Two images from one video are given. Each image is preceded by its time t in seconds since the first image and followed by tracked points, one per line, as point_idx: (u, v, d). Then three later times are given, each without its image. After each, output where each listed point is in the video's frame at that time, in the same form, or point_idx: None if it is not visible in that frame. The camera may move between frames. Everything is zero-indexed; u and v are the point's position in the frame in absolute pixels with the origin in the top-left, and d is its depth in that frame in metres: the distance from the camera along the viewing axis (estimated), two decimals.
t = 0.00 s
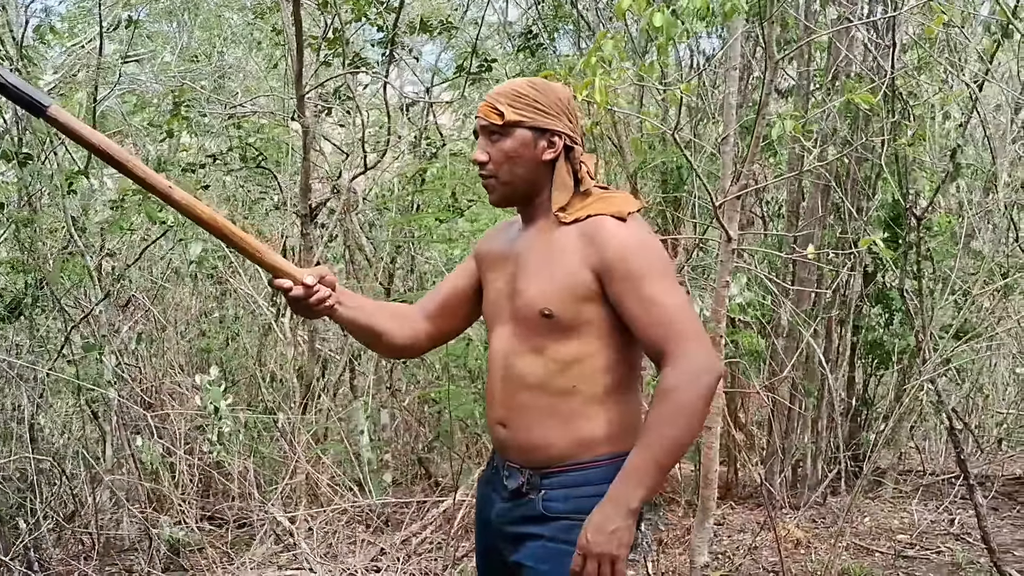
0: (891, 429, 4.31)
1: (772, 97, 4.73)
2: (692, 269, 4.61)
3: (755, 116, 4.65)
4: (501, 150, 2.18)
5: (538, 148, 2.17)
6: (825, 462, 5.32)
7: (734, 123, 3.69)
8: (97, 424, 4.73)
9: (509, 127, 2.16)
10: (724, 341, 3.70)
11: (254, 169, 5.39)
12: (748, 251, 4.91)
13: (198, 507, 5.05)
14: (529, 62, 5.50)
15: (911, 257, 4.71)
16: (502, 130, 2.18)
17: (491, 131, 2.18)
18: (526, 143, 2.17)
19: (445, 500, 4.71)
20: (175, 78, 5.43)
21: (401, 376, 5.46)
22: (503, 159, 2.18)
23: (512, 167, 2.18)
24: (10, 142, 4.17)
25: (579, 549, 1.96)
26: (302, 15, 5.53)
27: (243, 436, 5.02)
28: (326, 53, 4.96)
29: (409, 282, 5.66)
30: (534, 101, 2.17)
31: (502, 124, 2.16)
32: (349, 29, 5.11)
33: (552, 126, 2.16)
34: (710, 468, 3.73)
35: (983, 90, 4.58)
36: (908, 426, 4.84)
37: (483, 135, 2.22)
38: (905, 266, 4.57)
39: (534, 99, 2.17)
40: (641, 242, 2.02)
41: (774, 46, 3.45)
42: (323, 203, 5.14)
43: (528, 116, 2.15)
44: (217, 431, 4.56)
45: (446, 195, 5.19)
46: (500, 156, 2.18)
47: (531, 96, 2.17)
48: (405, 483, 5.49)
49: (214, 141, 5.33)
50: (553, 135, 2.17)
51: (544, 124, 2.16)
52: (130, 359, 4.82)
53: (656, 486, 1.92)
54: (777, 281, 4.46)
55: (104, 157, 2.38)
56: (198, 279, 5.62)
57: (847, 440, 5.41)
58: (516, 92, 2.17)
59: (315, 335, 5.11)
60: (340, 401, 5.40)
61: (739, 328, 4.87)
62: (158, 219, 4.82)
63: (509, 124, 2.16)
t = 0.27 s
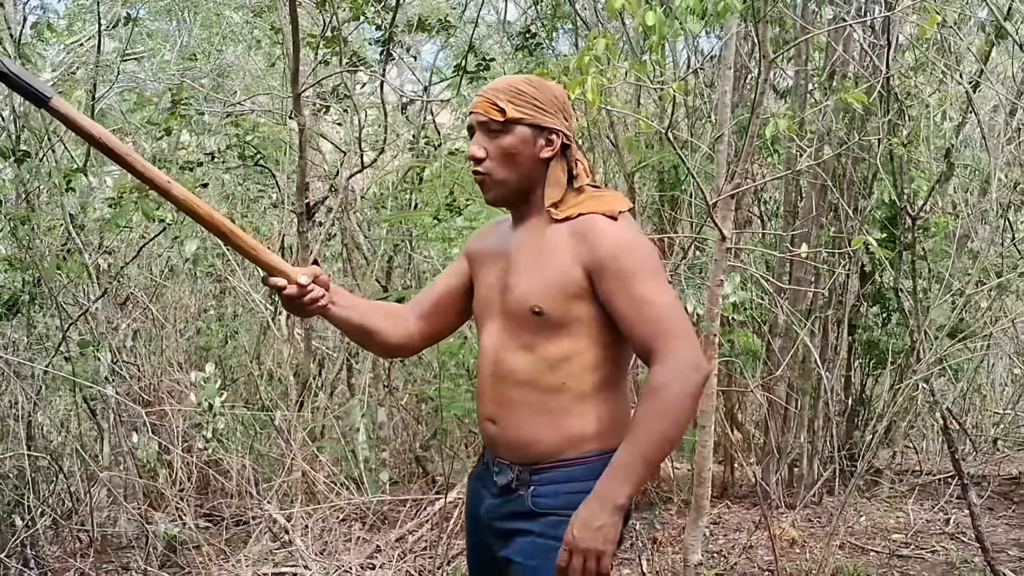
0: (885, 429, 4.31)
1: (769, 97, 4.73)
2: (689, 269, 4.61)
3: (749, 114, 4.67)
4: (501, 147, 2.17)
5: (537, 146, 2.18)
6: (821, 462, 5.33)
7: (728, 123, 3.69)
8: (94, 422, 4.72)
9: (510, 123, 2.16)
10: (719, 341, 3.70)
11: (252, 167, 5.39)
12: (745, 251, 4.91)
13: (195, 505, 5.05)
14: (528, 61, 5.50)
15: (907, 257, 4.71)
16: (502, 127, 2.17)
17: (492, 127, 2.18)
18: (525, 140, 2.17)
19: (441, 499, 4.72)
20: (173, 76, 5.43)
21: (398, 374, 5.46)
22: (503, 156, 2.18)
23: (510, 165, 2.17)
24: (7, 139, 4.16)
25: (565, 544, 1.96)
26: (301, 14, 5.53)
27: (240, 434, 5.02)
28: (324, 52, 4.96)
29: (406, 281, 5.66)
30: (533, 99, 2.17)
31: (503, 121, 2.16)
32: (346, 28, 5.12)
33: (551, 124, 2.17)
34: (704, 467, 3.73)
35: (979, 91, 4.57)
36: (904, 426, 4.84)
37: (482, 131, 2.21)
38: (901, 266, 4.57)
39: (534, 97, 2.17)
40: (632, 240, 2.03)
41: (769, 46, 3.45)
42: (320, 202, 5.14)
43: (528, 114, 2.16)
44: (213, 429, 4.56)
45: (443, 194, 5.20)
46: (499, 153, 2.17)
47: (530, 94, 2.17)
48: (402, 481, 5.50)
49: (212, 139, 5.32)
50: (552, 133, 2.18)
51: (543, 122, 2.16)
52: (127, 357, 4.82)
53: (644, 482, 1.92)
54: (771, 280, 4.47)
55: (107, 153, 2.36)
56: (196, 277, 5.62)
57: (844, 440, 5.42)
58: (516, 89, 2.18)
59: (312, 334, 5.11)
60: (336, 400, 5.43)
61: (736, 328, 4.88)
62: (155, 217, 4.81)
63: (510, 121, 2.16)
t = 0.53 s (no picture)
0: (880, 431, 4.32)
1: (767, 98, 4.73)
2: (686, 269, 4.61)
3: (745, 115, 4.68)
4: (535, 150, 2.13)
5: (562, 149, 2.18)
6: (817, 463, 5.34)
7: (725, 124, 3.68)
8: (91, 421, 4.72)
9: (545, 127, 2.13)
10: (714, 341, 3.70)
11: (251, 167, 5.39)
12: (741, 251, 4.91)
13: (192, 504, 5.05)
14: (526, 61, 5.50)
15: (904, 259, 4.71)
16: (536, 130, 2.13)
17: (526, 129, 2.12)
18: (554, 144, 2.16)
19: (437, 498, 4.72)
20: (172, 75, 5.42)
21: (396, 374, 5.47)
22: (536, 159, 2.13)
23: (541, 168, 2.14)
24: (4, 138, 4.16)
25: (555, 545, 1.95)
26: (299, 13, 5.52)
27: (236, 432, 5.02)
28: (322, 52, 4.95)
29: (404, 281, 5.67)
30: (560, 101, 2.17)
31: (542, 124, 2.13)
32: (344, 27, 5.13)
33: (572, 127, 2.19)
34: (698, 468, 3.74)
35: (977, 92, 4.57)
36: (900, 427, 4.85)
37: (509, 129, 2.13)
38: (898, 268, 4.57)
39: (559, 99, 2.17)
40: (629, 244, 2.03)
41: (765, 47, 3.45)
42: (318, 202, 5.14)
43: (560, 117, 2.15)
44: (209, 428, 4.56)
45: (441, 194, 5.21)
46: (535, 156, 2.13)
47: (557, 96, 2.17)
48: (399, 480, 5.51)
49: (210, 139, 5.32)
50: (571, 136, 2.20)
51: (569, 125, 2.17)
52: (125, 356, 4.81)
53: (635, 485, 1.93)
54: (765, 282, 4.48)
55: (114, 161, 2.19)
56: (194, 276, 5.62)
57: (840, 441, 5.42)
58: (546, 91, 2.15)
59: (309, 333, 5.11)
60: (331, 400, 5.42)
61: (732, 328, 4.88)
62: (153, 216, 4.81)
63: (547, 124, 2.13)
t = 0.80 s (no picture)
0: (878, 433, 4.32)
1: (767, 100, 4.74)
2: (685, 271, 4.62)
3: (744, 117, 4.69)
4: (541, 153, 2.12)
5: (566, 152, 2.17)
6: (816, 464, 5.34)
7: (723, 126, 3.69)
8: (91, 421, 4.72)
9: (553, 130, 2.12)
10: (712, 343, 3.71)
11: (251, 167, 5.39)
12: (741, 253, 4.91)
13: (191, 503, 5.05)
14: (527, 62, 5.50)
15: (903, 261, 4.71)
16: (543, 133, 2.12)
17: (533, 131, 2.11)
18: (560, 147, 2.15)
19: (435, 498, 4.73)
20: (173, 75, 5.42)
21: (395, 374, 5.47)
22: (541, 162, 2.12)
23: (546, 171, 2.13)
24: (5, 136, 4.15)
25: (568, 560, 1.95)
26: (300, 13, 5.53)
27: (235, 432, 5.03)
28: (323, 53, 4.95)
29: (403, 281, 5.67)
30: (565, 104, 2.16)
31: (549, 127, 2.11)
32: (344, 28, 5.14)
33: (575, 130, 2.19)
34: (697, 468, 3.74)
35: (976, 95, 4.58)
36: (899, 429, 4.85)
37: (515, 131, 2.12)
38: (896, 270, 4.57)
39: (564, 102, 2.16)
40: (633, 251, 2.03)
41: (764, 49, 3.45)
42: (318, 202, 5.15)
43: (566, 120, 2.15)
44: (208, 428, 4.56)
45: (440, 195, 5.22)
46: (541, 158, 2.12)
47: (563, 100, 2.16)
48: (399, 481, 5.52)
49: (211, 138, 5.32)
50: (574, 139, 2.20)
51: (573, 129, 2.17)
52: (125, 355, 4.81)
53: (645, 496, 1.94)
54: (764, 283, 4.48)
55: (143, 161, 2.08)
56: (195, 275, 5.62)
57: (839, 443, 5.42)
58: (553, 94, 2.14)
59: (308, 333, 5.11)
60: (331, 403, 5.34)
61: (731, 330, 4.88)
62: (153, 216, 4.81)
63: (554, 128, 2.12)
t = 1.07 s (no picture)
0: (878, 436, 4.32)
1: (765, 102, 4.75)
2: (686, 273, 4.62)
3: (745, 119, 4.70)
4: (532, 157, 2.10)
5: (562, 155, 2.14)
6: (816, 467, 5.35)
7: (724, 129, 3.69)
8: (91, 421, 4.71)
9: (544, 133, 2.09)
10: (712, 345, 3.71)
11: (253, 167, 5.39)
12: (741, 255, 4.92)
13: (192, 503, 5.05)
14: (528, 64, 5.51)
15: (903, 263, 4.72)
16: (534, 137, 2.10)
17: (524, 136, 2.09)
18: (554, 150, 2.12)
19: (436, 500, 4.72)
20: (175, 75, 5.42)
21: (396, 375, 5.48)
22: (531, 165, 2.11)
23: (537, 175, 2.11)
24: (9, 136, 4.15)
25: (574, 566, 1.96)
26: (302, 15, 5.53)
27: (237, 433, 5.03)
28: (327, 53, 4.96)
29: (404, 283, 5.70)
30: (562, 108, 2.13)
31: (539, 130, 2.08)
32: (346, 29, 5.14)
33: (574, 134, 2.15)
34: (696, 471, 3.75)
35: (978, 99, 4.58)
36: (897, 432, 4.86)
37: (508, 136, 2.11)
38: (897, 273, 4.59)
39: (561, 106, 2.13)
40: (639, 257, 2.03)
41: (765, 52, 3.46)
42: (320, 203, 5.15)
43: (561, 123, 2.11)
44: (208, 427, 4.56)
45: (441, 196, 5.22)
46: (530, 161, 2.10)
47: (559, 103, 2.13)
48: (399, 482, 5.52)
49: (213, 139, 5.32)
50: (573, 142, 2.16)
51: (570, 131, 2.13)
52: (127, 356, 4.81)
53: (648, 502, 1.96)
54: (765, 286, 4.49)
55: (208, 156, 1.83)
56: (196, 276, 5.62)
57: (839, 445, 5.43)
58: (545, 96, 2.11)
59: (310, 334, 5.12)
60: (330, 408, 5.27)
61: (732, 333, 4.89)
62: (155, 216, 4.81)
63: (546, 132, 2.09)
